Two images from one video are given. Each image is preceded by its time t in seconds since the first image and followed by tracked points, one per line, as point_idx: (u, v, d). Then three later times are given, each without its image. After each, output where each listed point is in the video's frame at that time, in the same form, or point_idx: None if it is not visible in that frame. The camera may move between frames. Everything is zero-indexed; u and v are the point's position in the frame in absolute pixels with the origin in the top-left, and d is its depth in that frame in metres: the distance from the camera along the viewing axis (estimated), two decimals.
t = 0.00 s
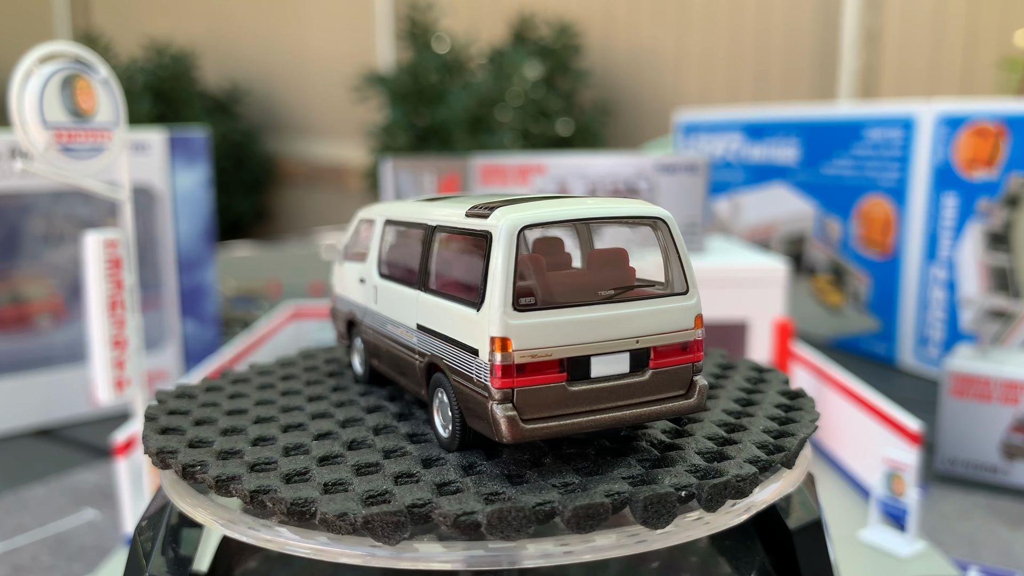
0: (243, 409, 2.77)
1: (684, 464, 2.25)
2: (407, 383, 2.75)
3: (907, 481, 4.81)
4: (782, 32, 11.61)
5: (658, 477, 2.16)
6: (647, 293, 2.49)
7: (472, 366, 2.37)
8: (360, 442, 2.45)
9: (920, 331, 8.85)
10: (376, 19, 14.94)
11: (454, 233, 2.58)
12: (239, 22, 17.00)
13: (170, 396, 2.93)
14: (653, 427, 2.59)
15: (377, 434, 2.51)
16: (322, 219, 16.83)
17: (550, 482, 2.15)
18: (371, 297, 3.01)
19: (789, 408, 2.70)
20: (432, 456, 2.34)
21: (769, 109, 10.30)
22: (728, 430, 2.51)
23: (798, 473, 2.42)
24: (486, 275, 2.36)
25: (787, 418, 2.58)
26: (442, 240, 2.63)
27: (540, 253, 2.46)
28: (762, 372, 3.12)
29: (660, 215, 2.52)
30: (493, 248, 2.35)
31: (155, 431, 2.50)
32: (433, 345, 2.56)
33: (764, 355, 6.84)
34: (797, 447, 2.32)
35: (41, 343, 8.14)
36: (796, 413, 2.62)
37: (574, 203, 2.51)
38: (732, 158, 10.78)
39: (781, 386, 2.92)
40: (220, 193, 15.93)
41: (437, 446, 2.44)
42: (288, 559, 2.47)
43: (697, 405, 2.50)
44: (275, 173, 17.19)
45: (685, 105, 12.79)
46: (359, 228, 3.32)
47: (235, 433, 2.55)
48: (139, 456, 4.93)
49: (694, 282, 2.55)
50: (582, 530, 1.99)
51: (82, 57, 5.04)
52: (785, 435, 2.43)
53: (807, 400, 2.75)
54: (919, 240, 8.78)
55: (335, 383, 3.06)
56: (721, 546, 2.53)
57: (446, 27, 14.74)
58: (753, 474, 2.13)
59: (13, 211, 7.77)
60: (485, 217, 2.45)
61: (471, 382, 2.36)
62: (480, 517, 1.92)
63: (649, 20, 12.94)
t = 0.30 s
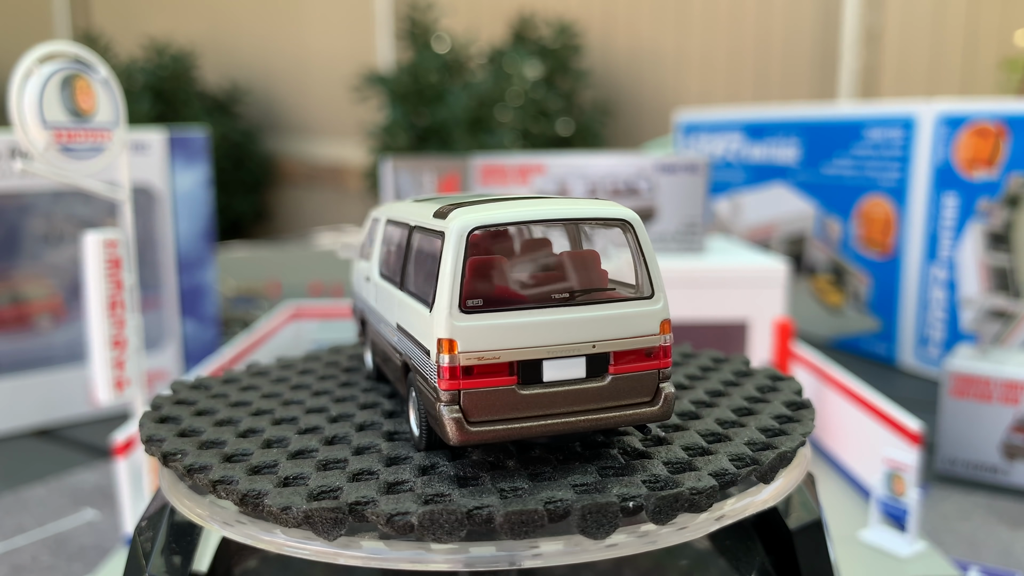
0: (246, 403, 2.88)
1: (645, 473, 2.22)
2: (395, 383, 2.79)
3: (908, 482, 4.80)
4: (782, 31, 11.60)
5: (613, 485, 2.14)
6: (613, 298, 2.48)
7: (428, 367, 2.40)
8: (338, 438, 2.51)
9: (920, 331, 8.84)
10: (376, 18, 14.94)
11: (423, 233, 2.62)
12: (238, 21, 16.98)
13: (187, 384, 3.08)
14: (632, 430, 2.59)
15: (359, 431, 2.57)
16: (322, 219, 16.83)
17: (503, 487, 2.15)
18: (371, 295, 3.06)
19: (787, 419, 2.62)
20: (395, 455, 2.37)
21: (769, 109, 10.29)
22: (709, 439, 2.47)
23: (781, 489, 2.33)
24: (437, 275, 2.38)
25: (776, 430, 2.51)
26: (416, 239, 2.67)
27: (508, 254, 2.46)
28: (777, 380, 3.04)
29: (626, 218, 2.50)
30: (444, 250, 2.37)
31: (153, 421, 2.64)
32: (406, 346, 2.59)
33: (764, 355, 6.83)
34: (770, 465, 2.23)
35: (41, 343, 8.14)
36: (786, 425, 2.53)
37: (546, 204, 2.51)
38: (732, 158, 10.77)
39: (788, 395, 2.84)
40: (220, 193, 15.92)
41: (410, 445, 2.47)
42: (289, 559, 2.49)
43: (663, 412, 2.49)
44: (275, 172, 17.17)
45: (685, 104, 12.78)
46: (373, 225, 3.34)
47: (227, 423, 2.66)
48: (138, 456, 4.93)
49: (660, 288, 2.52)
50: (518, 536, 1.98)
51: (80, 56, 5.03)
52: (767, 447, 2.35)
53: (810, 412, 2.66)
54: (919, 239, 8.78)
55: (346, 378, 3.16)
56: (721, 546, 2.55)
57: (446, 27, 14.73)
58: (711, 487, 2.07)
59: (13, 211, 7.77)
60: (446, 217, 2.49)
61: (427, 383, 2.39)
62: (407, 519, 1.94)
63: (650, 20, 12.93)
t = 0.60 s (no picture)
0: (254, 397, 2.96)
1: (602, 479, 2.21)
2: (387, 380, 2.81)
3: (908, 482, 4.80)
4: (783, 31, 11.60)
5: (564, 491, 2.14)
6: (575, 301, 2.44)
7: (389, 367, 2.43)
8: (324, 433, 2.57)
9: (920, 331, 8.84)
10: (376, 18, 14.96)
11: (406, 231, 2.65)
12: (238, 21, 16.97)
13: (206, 376, 3.22)
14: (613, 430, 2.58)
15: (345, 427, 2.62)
16: (322, 219, 16.81)
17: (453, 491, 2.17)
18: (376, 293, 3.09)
19: (778, 431, 2.51)
20: (366, 451, 2.40)
21: (769, 109, 10.29)
22: (686, 447, 2.40)
23: (756, 502, 2.26)
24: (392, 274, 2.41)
25: (761, 442, 2.41)
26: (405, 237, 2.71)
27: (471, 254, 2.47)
28: (788, 390, 2.91)
29: (592, 219, 2.45)
30: (398, 250, 2.39)
31: (157, 410, 2.78)
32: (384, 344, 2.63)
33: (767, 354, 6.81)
34: (732, 478, 2.17)
35: (41, 343, 8.14)
36: (773, 438, 2.43)
37: (538, 204, 2.49)
38: (732, 158, 10.77)
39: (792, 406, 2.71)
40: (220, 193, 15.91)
41: (385, 441, 2.49)
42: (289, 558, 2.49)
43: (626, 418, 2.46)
44: (275, 173, 17.15)
45: (685, 104, 12.77)
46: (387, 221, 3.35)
47: (224, 415, 2.75)
48: (138, 456, 4.92)
49: (623, 291, 2.47)
50: (456, 537, 2.00)
51: (81, 56, 5.03)
52: (742, 461, 2.26)
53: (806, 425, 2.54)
54: (920, 240, 8.78)
55: (358, 373, 3.22)
56: (721, 547, 2.53)
57: (446, 26, 14.71)
58: (664, 498, 2.03)
59: (13, 211, 7.77)
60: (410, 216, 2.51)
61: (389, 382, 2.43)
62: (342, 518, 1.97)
63: (650, 21, 12.93)
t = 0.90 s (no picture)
0: (267, 390, 3.00)
1: (552, 482, 2.18)
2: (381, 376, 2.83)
3: (908, 482, 4.80)
4: (783, 31, 11.59)
5: (509, 492, 2.13)
6: (526, 303, 2.38)
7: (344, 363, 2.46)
8: (312, 426, 2.62)
9: (920, 331, 8.84)
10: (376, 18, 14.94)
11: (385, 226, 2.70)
12: (239, 21, 16.96)
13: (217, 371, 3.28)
14: (589, 434, 2.52)
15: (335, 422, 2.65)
16: (322, 219, 16.80)
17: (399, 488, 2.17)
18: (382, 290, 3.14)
19: (760, 444, 2.40)
20: (339, 447, 2.44)
21: (769, 109, 10.29)
22: (651, 457, 2.33)
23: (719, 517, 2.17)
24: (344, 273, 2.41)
25: (734, 455, 2.31)
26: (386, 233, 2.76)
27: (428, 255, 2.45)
28: (795, 403, 2.77)
29: (545, 219, 2.39)
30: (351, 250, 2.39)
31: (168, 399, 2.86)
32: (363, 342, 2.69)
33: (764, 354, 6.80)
34: (683, 491, 2.08)
35: (41, 343, 8.14)
36: (749, 452, 2.32)
37: (491, 207, 2.44)
38: (732, 158, 10.75)
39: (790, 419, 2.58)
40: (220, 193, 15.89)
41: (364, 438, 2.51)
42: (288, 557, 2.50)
43: (576, 425, 2.39)
44: (275, 173, 17.14)
45: (685, 103, 12.77)
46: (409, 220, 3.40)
47: (230, 404, 2.84)
48: (139, 456, 4.92)
49: (577, 295, 2.39)
50: (389, 534, 2.00)
51: (81, 56, 5.03)
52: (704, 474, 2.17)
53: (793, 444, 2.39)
54: (920, 240, 8.78)
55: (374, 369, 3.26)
56: (722, 547, 2.53)
57: (446, 26, 14.69)
58: (599, 507, 1.97)
59: (13, 211, 7.77)
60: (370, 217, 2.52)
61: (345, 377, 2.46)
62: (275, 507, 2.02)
63: (650, 22, 12.92)
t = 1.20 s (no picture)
0: (286, 390, 3.04)
1: (496, 485, 2.18)
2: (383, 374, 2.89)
3: (908, 482, 4.80)
4: (783, 30, 11.59)
5: (447, 491, 2.16)
6: (470, 304, 2.38)
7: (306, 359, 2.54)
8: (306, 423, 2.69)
9: (920, 331, 8.84)
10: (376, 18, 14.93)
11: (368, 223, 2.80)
12: (239, 21, 16.96)
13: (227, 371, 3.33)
14: (562, 439, 2.47)
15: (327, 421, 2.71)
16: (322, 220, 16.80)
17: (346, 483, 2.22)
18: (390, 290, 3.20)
19: (732, 458, 2.29)
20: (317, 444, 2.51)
21: (770, 109, 10.28)
22: (607, 466, 2.25)
23: (669, 533, 2.09)
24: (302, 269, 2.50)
25: (697, 468, 2.22)
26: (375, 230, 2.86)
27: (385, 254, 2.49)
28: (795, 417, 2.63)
29: (495, 221, 2.43)
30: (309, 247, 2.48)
31: (185, 399, 2.93)
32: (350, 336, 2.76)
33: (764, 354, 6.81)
34: (620, 505, 2.01)
35: (42, 343, 8.14)
36: (714, 466, 2.22)
37: (449, 210, 2.48)
38: (732, 158, 10.74)
39: (777, 433, 2.46)
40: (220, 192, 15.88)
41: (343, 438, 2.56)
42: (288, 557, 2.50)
43: (522, 430, 2.37)
44: (275, 173, 17.13)
45: (685, 104, 12.77)
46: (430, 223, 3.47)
47: (241, 399, 2.96)
48: (138, 456, 4.92)
49: (522, 295, 2.38)
50: (323, 530, 2.03)
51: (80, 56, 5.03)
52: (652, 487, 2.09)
53: (765, 462, 2.25)
54: (920, 240, 8.78)
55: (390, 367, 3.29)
56: (722, 547, 2.53)
57: (446, 26, 14.68)
58: (524, 514, 1.95)
59: (13, 211, 7.76)
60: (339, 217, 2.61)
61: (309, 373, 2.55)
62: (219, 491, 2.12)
63: (650, 23, 12.92)
